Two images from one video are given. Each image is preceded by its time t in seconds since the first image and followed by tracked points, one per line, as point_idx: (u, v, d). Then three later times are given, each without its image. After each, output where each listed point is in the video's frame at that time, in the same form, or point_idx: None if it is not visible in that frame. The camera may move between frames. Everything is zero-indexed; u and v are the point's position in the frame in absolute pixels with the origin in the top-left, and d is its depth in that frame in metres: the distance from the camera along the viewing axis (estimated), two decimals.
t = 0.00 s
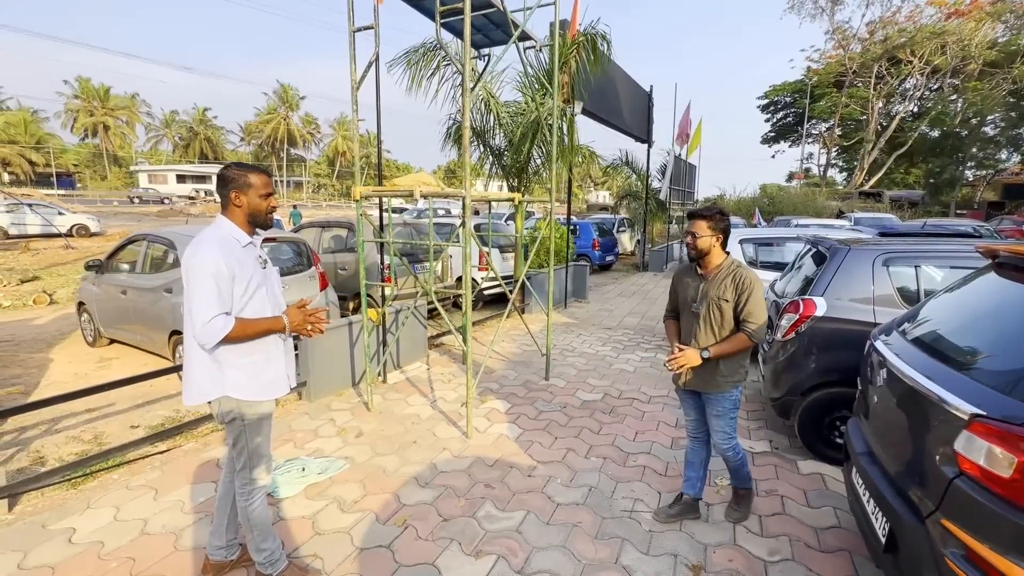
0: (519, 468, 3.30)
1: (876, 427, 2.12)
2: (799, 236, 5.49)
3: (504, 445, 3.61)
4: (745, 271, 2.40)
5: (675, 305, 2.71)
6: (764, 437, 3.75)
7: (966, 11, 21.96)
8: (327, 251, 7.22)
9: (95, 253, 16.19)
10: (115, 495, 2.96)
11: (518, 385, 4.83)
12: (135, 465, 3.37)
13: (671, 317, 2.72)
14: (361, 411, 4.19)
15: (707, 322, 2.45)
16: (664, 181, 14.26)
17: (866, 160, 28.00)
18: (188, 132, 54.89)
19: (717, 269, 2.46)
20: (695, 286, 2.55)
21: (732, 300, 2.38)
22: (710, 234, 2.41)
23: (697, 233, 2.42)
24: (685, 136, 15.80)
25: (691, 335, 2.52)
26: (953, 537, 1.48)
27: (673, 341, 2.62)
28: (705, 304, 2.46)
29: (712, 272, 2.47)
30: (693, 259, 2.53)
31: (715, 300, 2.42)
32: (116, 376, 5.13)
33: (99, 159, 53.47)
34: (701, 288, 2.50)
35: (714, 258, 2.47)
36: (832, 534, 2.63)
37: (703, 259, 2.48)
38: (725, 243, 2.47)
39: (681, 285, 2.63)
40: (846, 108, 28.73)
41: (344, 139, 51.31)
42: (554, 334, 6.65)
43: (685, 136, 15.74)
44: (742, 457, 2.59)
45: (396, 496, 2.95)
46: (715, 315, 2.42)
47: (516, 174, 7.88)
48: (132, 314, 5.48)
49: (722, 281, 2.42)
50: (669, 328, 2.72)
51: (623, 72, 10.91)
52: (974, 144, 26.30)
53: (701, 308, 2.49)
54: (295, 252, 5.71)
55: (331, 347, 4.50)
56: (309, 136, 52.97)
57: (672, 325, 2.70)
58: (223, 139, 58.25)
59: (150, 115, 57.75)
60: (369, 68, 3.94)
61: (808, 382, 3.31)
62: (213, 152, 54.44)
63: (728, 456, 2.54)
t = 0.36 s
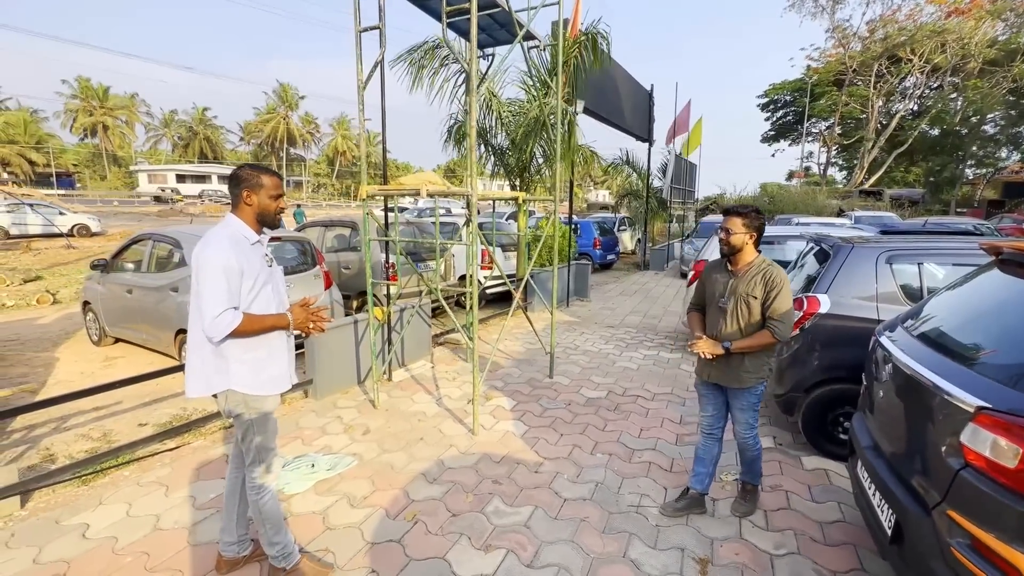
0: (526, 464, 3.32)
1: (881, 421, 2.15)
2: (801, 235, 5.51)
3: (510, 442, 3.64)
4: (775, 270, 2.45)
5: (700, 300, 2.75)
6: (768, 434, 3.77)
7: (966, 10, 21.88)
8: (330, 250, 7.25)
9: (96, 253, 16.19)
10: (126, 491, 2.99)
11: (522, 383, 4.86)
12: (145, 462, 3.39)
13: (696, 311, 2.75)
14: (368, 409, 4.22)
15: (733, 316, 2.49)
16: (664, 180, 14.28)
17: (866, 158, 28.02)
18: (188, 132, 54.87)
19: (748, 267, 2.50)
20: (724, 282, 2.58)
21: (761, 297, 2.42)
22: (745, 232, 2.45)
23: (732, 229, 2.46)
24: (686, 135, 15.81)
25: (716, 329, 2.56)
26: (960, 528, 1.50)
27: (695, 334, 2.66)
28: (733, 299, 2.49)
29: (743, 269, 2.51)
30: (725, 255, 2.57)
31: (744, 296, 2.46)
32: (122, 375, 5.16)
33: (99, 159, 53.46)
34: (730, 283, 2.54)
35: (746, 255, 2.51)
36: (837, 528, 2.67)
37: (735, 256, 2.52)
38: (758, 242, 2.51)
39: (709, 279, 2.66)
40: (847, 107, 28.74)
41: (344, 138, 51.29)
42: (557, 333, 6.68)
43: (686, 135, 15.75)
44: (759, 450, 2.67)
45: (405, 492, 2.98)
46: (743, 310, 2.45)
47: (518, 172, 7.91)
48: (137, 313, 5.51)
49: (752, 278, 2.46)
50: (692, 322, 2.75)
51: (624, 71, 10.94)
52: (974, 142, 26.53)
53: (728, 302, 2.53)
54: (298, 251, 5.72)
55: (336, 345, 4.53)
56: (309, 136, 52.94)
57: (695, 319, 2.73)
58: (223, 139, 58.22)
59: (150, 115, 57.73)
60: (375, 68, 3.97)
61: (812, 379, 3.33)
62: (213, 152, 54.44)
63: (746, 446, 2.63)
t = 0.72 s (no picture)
0: (521, 438, 3.72)
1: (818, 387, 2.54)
2: (779, 230, 5.90)
3: (507, 420, 4.04)
4: (607, 252, 3.80)
5: (604, 283, 3.76)
6: (741, 412, 4.17)
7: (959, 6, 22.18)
8: (338, 250, 7.65)
9: (106, 255, 16.59)
10: (168, 463, 3.39)
11: (519, 370, 5.26)
12: (181, 440, 3.80)
13: (603, 293, 3.74)
14: (378, 394, 4.62)
15: (589, 287, 3.77)
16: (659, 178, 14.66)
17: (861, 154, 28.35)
18: (190, 134, 55.29)
19: (585, 252, 3.83)
20: (572, 263, 3.86)
21: (599, 270, 3.78)
22: (582, 224, 3.71)
23: (573, 222, 3.71)
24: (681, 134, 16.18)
25: (584, 300, 3.78)
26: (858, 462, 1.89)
27: (578, 306, 3.79)
28: (582, 273, 3.79)
29: (582, 253, 3.83)
30: (569, 243, 3.86)
31: (590, 271, 3.77)
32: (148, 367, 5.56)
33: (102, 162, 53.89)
34: (575, 264, 3.84)
35: (584, 243, 3.80)
36: (792, 486, 3.06)
37: (577, 243, 3.80)
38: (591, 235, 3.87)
39: (559, 264, 3.93)
40: (842, 103, 29.05)
41: (345, 139, 51.69)
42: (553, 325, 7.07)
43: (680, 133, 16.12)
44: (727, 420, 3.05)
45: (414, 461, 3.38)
46: (590, 281, 3.78)
47: (515, 174, 8.31)
48: (160, 310, 5.91)
49: (590, 258, 3.80)
50: (603, 302, 3.69)
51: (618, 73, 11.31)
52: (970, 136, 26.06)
53: (592, 279, 3.77)
54: (309, 251, 6.07)
55: (348, 337, 4.94)
56: (310, 137, 53.31)
57: (594, 298, 3.77)
58: (224, 141, 58.69)
59: (152, 118, 58.15)
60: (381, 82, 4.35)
61: (777, 359, 3.73)
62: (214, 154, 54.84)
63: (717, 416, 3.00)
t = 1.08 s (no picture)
0: (526, 437, 3.69)
1: (829, 385, 2.53)
2: (782, 226, 5.87)
3: (512, 419, 4.01)
4: (618, 248, 3.77)
5: (616, 278, 3.74)
6: (746, 409, 4.15)
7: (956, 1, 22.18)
8: (338, 247, 7.59)
9: (103, 254, 16.48)
10: (170, 464, 3.35)
11: (523, 368, 5.23)
12: (182, 441, 3.76)
13: (615, 288, 3.72)
14: (380, 393, 4.59)
15: (601, 283, 3.75)
16: (658, 173, 14.63)
17: (859, 149, 28.38)
18: (185, 131, 54.92)
19: (597, 248, 3.81)
20: (584, 259, 3.84)
21: (611, 266, 3.75)
22: (594, 221, 3.68)
23: (585, 219, 3.67)
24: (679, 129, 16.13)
25: (596, 295, 3.76)
26: (874, 462, 1.87)
27: (591, 301, 3.78)
28: (594, 269, 3.77)
29: (594, 249, 3.82)
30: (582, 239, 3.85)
31: (601, 267, 3.76)
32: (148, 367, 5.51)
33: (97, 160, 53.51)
34: (587, 260, 3.83)
35: (596, 239, 3.78)
36: (800, 484, 3.04)
37: (589, 239, 3.78)
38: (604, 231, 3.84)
39: (572, 259, 3.93)
40: (839, 98, 29.03)
41: (341, 136, 51.43)
42: (555, 322, 7.05)
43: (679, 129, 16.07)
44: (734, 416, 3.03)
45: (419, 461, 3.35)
46: (602, 277, 3.76)
47: (516, 170, 8.26)
48: (159, 309, 5.86)
49: (602, 254, 3.78)
50: (616, 297, 3.68)
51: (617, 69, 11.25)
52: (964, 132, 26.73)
53: (604, 275, 3.76)
54: (309, 249, 6.01)
55: (350, 336, 4.90)
56: (306, 134, 53.05)
57: (606, 293, 3.76)
58: (220, 138, 58.33)
59: (146, 115, 57.74)
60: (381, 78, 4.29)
61: (783, 357, 3.71)
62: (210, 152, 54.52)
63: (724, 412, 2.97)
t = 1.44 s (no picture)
0: (535, 434, 3.67)
1: (844, 380, 2.51)
2: (787, 221, 5.85)
3: (519, 416, 3.98)
4: (625, 241, 3.73)
5: (623, 273, 3.70)
6: (755, 404, 4.13)
7: None
8: (339, 245, 7.55)
9: (101, 253, 16.39)
10: (176, 464, 3.32)
11: (528, 364, 5.21)
12: (188, 441, 3.73)
13: (622, 282, 3.69)
14: (386, 391, 4.57)
15: (608, 277, 3.72)
16: (658, 168, 14.60)
17: (858, 143, 28.34)
18: (182, 129, 54.66)
19: (605, 242, 3.78)
20: (592, 253, 3.82)
21: (617, 260, 3.72)
22: (601, 215, 3.68)
23: (591, 215, 3.68)
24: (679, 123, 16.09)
25: (604, 290, 3.74)
26: (896, 457, 1.85)
27: (599, 295, 3.76)
28: (602, 263, 3.74)
29: (602, 243, 3.79)
30: (590, 234, 3.84)
31: (608, 262, 3.73)
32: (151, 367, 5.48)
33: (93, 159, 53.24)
34: (594, 254, 3.80)
35: (604, 234, 3.76)
36: (812, 479, 3.02)
37: (597, 234, 3.77)
38: (612, 226, 3.81)
39: (580, 254, 3.91)
40: (839, 92, 28.95)
41: (339, 133, 51.26)
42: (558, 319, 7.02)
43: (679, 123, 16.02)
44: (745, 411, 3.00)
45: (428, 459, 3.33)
46: (609, 271, 3.73)
47: (517, 166, 8.22)
48: (161, 308, 5.81)
49: (609, 248, 3.75)
50: (623, 290, 3.65)
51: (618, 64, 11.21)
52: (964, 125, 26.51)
53: (611, 269, 3.72)
54: (311, 247, 5.97)
55: (354, 333, 4.87)
56: (304, 131, 52.84)
57: (613, 288, 3.72)
58: (217, 136, 58.05)
59: (142, 114, 57.45)
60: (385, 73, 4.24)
61: (792, 352, 3.69)
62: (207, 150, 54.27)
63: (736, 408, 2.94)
